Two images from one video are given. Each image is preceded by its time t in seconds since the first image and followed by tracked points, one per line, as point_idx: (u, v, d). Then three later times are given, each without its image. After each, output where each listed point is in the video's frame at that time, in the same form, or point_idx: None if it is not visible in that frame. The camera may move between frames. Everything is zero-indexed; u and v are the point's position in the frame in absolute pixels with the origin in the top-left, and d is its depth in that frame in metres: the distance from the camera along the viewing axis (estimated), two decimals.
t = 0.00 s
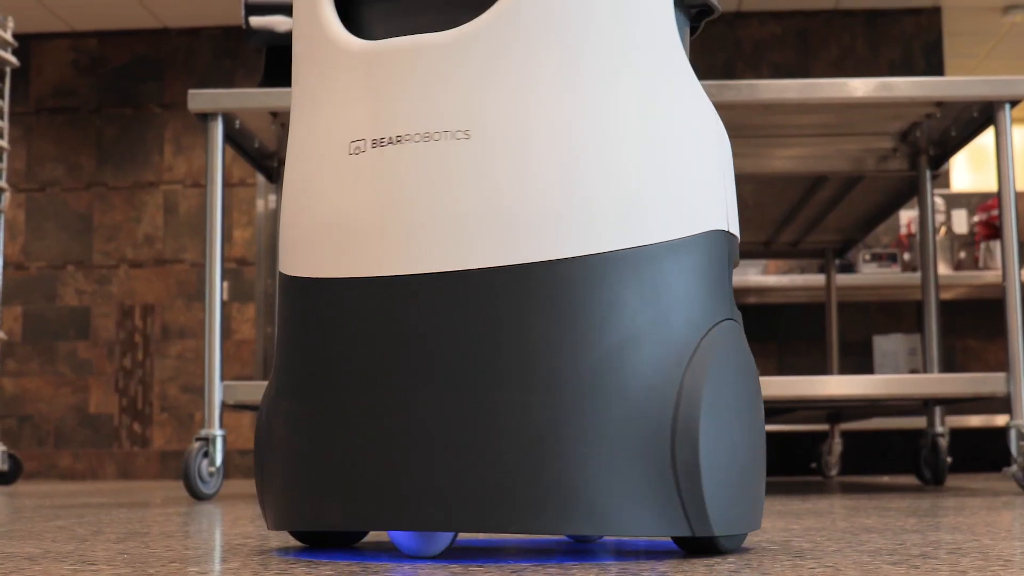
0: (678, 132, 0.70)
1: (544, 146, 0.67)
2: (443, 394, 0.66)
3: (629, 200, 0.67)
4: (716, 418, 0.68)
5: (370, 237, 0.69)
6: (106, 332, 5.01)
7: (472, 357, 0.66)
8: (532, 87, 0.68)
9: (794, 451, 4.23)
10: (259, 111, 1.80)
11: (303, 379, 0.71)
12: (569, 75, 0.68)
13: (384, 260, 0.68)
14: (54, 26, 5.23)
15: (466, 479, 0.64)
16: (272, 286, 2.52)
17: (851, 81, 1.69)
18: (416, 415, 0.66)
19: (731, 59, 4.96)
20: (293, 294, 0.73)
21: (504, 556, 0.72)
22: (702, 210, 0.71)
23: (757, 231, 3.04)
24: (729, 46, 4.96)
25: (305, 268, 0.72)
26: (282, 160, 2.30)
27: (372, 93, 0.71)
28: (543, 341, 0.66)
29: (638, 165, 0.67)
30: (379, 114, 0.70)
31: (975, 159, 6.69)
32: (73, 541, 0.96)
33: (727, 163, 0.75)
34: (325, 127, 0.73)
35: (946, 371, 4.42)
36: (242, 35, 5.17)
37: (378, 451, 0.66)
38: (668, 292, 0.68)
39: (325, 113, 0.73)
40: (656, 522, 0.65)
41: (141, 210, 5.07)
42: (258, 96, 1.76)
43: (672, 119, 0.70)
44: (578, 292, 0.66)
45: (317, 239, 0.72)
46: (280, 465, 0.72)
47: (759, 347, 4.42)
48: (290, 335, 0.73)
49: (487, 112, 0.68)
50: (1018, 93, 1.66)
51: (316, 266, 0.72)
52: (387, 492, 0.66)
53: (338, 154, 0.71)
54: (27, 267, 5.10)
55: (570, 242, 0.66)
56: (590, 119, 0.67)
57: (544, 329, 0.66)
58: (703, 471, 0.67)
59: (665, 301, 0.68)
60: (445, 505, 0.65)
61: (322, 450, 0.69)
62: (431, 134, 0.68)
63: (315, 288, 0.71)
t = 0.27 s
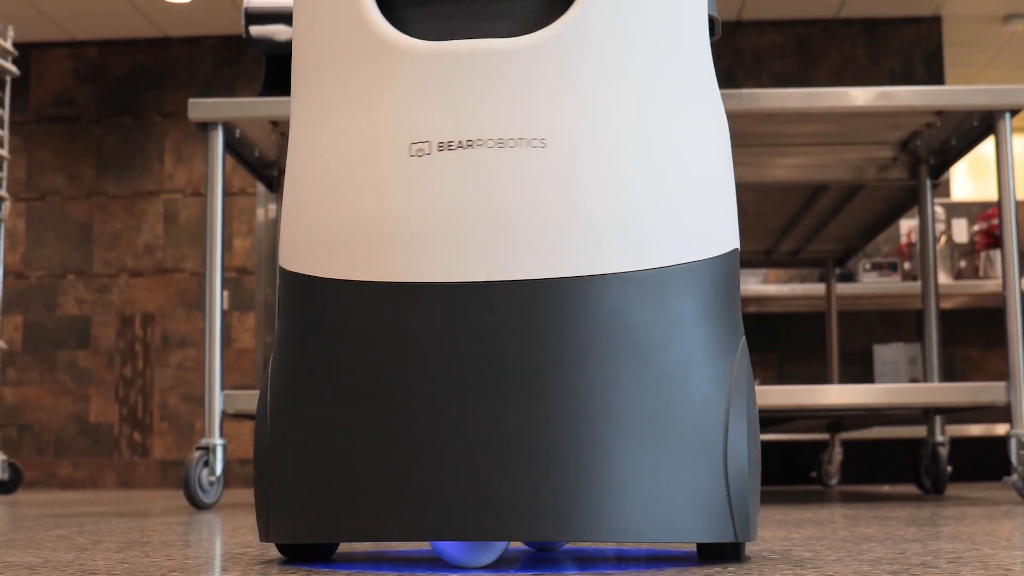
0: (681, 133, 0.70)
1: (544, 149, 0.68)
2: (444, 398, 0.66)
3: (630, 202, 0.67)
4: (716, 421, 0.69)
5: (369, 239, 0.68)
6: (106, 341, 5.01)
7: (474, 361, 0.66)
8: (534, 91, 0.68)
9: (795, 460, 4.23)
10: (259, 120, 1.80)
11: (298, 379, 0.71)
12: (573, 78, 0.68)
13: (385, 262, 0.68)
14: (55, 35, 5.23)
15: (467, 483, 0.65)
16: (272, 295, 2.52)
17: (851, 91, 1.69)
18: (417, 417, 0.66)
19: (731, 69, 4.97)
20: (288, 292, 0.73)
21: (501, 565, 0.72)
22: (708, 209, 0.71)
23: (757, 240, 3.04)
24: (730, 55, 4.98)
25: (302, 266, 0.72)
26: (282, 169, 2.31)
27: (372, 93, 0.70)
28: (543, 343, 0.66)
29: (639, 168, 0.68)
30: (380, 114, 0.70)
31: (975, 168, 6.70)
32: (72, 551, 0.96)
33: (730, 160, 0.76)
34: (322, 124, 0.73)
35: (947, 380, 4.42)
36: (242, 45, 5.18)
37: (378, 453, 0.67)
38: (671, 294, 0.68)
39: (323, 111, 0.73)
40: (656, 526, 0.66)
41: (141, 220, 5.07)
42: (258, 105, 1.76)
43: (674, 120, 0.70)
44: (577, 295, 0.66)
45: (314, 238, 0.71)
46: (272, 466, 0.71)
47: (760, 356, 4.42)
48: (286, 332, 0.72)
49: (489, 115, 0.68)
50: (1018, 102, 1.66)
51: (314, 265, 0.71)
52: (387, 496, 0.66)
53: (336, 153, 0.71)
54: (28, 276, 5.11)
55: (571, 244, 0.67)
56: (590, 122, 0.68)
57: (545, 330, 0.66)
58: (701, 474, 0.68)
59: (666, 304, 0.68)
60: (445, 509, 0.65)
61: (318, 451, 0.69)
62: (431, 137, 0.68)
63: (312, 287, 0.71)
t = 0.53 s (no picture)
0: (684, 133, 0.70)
1: (544, 155, 0.68)
2: (445, 402, 0.66)
3: (632, 205, 0.68)
4: (716, 425, 0.69)
5: (367, 238, 0.68)
6: (106, 352, 5.02)
7: (474, 365, 0.66)
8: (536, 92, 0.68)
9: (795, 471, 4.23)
10: (259, 131, 1.80)
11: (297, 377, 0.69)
12: (576, 78, 0.68)
13: (382, 263, 0.67)
14: (56, 47, 5.24)
15: (467, 487, 0.65)
16: (273, 306, 2.52)
17: (851, 102, 1.69)
18: (417, 422, 0.66)
19: (732, 80, 4.98)
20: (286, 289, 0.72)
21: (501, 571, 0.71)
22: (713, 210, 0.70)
23: (758, 251, 3.04)
24: (729, 66, 4.99)
25: (299, 262, 0.71)
26: (282, 181, 2.31)
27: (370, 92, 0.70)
28: (545, 346, 0.66)
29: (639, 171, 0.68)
30: (379, 112, 0.69)
31: (976, 179, 6.71)
32: (72, 562, 0.96)
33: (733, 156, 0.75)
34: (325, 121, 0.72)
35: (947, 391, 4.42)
36: (243, 56, 5.18)
37: (377, 457, 0.66)
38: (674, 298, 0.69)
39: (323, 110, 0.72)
40: (653, 531, 0.66)
41: (141, 231, 5.08)
42: (258, 116, 1.75)
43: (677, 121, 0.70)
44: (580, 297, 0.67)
45: (311, 235, 0.70)
46: (268, 465, 0.71)
47: (760, 367, 4.42)
48: (284, 328, 0.71)
49: (491, 115, 0.68)
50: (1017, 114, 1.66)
51: (311, 263, 0.70)
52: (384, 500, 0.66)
53: (336, 150, 0.70)
54: (28, 287, 5.12)
55: (573, 246, 0.66)
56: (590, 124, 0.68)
57: (546, 333, 0.66)
58: (700, 481, 0.68)
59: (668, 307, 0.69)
60: (444, 514, 0.65)
61: (313, 454, 0.67)
62: (432, 135, 0.68)
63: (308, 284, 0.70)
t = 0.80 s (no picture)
0: (680, 138, 0.68)
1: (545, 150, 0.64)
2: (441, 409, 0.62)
3: (631, 211, 0.65)
4: (705, 429, 0.67)
5: (363, 239, 0.64)
6: (106, 365, 5.02)
7: (474, 373, 0.62)
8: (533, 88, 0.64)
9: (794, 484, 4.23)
10: (258, 144, 1.79)
11: (298, 388, 0.66)
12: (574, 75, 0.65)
13: (376, 267, 0.64)
14: (55, 60, 5.24)
15: (464, 496, 0.62)
16: (272, 319, 2.51)
17: (850, 115, 1.69)
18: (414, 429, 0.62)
19: (731, 93, 5.00)
20: (292, 299, 0.67)
21: None
22: (704, 222, 0.68)
23: (757, 264, 3.05)
24: (728, 79, 5.01)
25: (304, 268, 0.67)
26: (282, 194, 2.31)
27: (376, 91, 0.67)
28: (545, 352, 0.63)
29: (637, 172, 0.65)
30: (384, 105, 0.66)
31: (975, 192, 6.73)
32: None
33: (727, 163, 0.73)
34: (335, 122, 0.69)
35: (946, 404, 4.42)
36: (242, 69, 5.18)
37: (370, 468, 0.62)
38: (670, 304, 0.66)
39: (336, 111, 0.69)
40: (645, 542, 0.64)
41: (141, 243, 5.08)
42: (258, 128, 1.74)
43: (670, 121, 0.67)
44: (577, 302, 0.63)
45: (314, 240, 0.67)
46: (272, 481, 0.67)
47: (760, 380, 4.42)
48: (289, 340, 0.68)
49: (487, 109, 0.64)
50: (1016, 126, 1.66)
51: (314, 261, 0.67)
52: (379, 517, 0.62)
53: (342, 149, 0.67)
54: (27, 300, 5.12)
55: (573, 250, 0.63)
56: (591, 123, 0.65)
57: (544, 337, 0.63)
58: (692, 489, 0.66)
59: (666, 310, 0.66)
60: (446, 526, 0.62)
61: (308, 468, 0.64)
62: (434, 132, 0.64)
63: (318, 296, 0.65)
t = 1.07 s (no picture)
0: (678, 149, 0.64)
1: (549, 145, 0.60)
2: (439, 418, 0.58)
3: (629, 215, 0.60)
4: (712, 443, 0.63)
5: (371, 238, 0.61)
6: (106, 379, 5.02)
7: (479, 371, 0.58)
8: (536, 83, 0.61)
9: (794, 498, 4.22)
10: (257, 157, 1.78)
11: (319, 395, 0.62)
12: (584, 70, 0.61)
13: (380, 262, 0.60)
14: (55, 73, 5.23)
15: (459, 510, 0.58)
16: (273, 332, 2.51)
17: (851, 128, 1.69)
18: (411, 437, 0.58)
19: (731, 106, 5.01)
20: (325, 303, 0.63)
21: None
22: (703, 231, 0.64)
23: (757, 277, 3.05)
24: (728, 92, 5.03)
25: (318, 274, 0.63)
26: (282, 207, 2.32)
27: (379, 87, 0.64)
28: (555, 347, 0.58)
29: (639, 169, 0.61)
30: (388, 101, 0.63)
31: (975, 205, 6.74)
32: None
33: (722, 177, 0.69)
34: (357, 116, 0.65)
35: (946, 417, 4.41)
36: (242, 82, 5.17)
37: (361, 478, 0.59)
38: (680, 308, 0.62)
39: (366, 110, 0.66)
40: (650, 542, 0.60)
41: (141, 256, 5.08)
42: (257, 141, 1.72)
43: (668, 116, 0.63)
44: (585, 304, 0.59)
45: (327, 240, 0.63)
46: (281, 489, 0.64)
47: (760, 393, 4.42)
48: (317, 347, 0.64)
49: (487, 108, 0.61)
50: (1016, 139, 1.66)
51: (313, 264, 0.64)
52: (406, 517, 0.58)
53: (358, 147, 0.64)
54: (27, 313, 5.12)
55: (577, 251, 0.59)
56: (593, 122, 0.61)
57: (546, 344, 0.59)
58: (696, 502, 0.62)
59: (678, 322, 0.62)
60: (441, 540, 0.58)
61: (329, 474, 0.60)
62: (438, 129, 0.61)
63: (351, 301, 0.61)
